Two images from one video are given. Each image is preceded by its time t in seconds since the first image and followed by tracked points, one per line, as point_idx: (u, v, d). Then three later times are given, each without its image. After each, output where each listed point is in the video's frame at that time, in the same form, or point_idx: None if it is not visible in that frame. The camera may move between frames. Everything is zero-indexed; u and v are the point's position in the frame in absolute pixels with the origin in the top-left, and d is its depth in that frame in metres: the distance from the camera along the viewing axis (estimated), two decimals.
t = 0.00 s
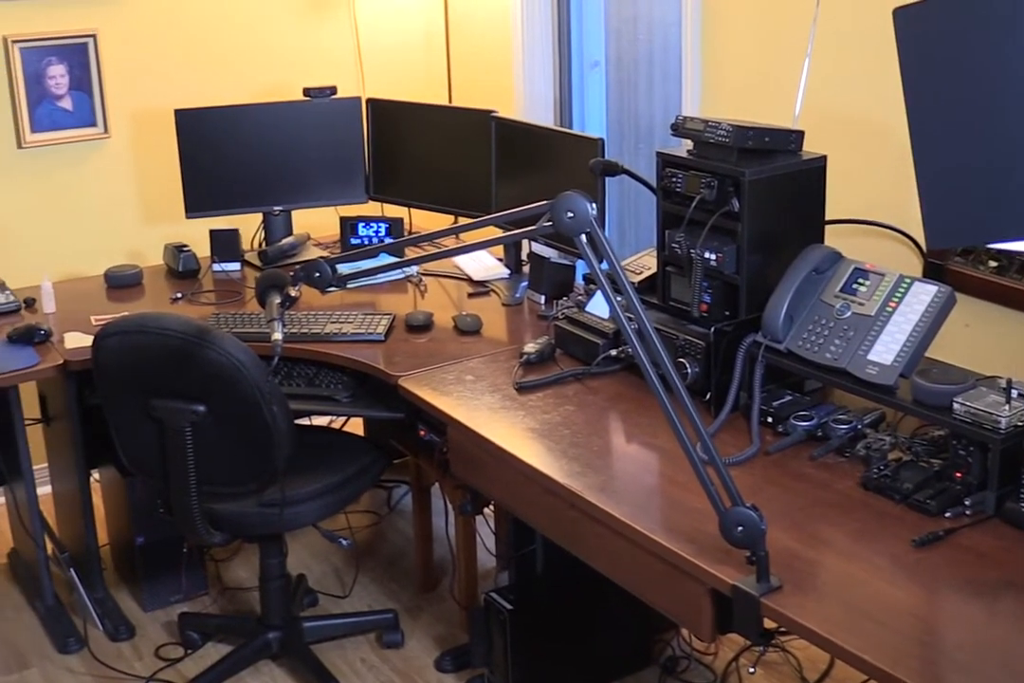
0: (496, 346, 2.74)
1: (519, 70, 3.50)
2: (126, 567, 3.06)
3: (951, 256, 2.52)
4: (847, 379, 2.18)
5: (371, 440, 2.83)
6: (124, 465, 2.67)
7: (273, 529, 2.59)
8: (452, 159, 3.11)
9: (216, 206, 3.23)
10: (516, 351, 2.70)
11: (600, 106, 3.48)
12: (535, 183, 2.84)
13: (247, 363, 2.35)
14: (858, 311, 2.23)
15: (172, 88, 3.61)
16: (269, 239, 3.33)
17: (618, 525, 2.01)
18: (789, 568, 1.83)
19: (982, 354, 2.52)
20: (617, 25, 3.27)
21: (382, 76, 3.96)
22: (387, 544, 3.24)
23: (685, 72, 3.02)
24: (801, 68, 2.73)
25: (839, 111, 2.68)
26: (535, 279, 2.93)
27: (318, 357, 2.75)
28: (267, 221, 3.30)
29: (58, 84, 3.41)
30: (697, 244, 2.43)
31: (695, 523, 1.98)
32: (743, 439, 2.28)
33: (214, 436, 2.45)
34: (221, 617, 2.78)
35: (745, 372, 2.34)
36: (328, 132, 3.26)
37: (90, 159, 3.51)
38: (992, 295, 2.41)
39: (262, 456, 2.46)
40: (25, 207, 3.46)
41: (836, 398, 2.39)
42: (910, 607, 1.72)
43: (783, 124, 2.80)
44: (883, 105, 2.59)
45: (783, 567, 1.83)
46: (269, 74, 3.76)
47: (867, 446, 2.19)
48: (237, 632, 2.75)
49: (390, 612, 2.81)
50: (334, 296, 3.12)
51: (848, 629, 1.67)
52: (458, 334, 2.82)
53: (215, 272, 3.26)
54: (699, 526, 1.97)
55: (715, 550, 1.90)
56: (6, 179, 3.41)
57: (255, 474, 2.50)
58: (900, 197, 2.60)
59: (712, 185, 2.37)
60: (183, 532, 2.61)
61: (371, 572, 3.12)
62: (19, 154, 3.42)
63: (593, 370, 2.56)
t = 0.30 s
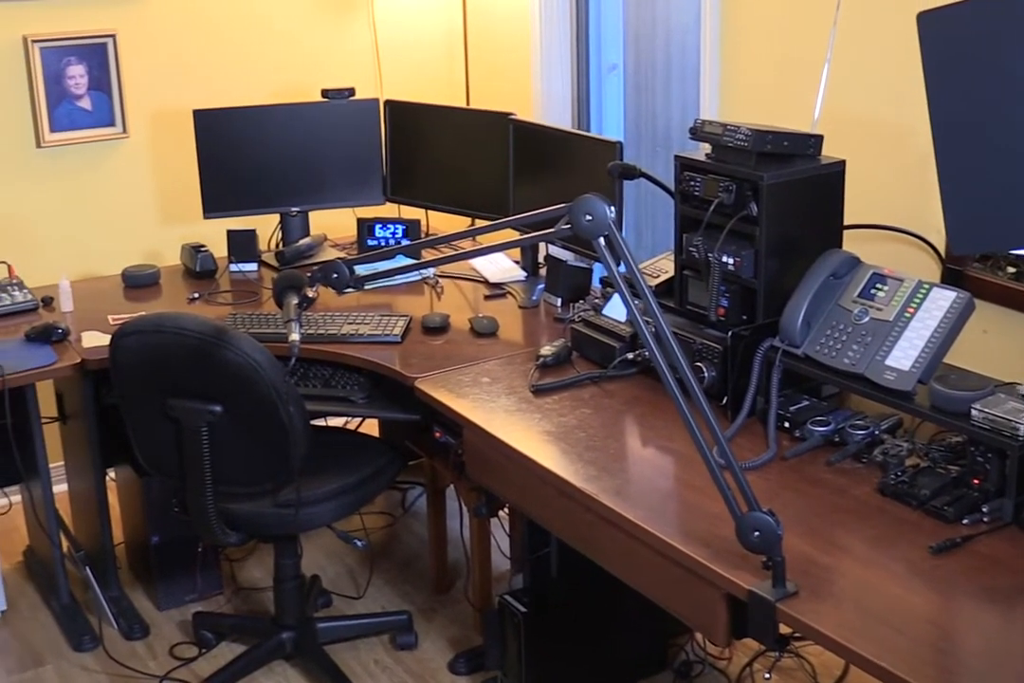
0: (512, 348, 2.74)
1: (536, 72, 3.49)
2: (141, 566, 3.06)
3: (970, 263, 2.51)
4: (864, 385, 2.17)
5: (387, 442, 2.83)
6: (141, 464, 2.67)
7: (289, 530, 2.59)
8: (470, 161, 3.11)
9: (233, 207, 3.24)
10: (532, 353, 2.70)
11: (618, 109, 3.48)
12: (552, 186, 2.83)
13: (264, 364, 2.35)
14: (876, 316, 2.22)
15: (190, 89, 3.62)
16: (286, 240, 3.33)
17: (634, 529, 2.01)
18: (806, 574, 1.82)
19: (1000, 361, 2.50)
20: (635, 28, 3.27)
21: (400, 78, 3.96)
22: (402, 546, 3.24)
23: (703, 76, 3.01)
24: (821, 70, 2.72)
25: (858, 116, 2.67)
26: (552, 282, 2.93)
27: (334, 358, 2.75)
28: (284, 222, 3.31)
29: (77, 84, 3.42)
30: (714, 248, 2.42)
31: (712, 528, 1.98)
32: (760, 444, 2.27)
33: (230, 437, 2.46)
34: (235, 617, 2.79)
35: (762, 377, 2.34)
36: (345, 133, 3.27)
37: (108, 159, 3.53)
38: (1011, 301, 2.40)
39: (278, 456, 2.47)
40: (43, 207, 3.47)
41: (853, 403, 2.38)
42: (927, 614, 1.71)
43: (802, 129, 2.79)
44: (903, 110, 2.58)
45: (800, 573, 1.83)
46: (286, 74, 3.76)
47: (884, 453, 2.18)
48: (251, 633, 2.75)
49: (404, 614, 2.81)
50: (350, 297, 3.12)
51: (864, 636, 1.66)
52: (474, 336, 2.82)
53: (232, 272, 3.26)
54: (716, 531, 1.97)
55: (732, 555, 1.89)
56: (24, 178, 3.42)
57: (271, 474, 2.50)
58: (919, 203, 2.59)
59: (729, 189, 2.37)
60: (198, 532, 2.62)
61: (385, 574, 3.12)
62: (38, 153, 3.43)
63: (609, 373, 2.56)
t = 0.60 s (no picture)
0: (528, 351, 2.74)
1: (553, 75, 3.50)
2: (155, 565, 3.07)
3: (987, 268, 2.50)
4: (880, 390, 2.17)
5: (401, 442, 2.83)
6: (155, 463, 2.68)
7: (303, 530, 2.60)
8: (486, 163, 3.11)
9: (249, 207, 3.24)
10: (547, 356, 2.70)
11: (634, 112, 3.49)
12: (569, 188, 2.83)
13: (279, 364, 2.35)
14: (894, 321, 2.21)
15: (207, 89, 3.63)
16: (302, 241, 3.34)
17: (649, 532, 2.00)
18: (821, 579, 1.82)
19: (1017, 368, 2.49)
20: (652, 31, 3.27)
21: (416, 79, 3.97)
22: (415, 547, 3.24)
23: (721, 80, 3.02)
24: (840, 73, 2.71)
25: (877, 121, 2.67)
26: (568, 284, 2.93)
27: (350, 360, 2.75)
28: (300, 223, 3.31)
29: (95, 83, 3.43)
30: (731, 252, 2.42)
31: (727, 532, 1.97)
32: (775, 448, 2.26)
33: (245, 436, 2.46)
34: (248, 617, 2.79)
35: (778, 381, 2.33)
36: (361, 135, 3.27)
37: (124, 158, 3.53)
38: None
39: (293, 457, 2.47)
40: (59, 206, 3.48)
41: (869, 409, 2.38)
42: (943, 620, 1.70)
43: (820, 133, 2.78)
44: (921, 115, 2.57)
45: (815, 578, 1.82)
46: (303, 76, 3.77)
47: (901, 459, 2.17)
48: (264, 633, 2.75)
49: (417, 616, 2.80)
50: (366, 298, 3.13)
51: (879, 641, 1.65)
52: (490, 338, 2.81)
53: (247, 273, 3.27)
54: (732, 535, 1.96)
55: (747, 559, 1.89)
56: (41, 177, 3.43)
57: (285, 474, 2.51)
58: (937, 208, 2.58)
59: (747, 193, 2.37)
60: (212, 531, 2.62)
61: (398, 575, 3.12)
62: (55, 153, 3.44)
63: (625, 376, 2.55)
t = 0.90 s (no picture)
0: (543, 352, 2.74)
1: (570, 78, 3.50)
2: (169, 564, 3.08)
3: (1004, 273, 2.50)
4: (897, 394, 2.16)
5: (415, 443, 2.84)
6: (170, 462, 2.68)
7: (317, 530, 2.60)
8: (502, 165, 3.11)
9: (264, 207, 3.25)
10: (562, 358, 2.70)
11: (651, 116, 3.49)
12: (585, 190, 2.83)
13: (295, 364, 2.35)
14: (910, 325, 2.21)
15: (224, 90, 3.63)
16: (317, 242, 3.34)
17: (664, 534, 2.00)
18: (836, 583, 1.82)
19: None
20: (669, 35, 3.27)
21: (433, 81, 3.97)
22: (429, 548, 3.25)
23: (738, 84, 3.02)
24: (858, 77, 2.71)
25: (893, 125, 2.66)
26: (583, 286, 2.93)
27: (365, 360, 2.75)
28: (316, 224, 3.32)
29: (113, 83, 3.44)
30: (747, 255, 2.42)
31: (742, 535, 1.97)
32: (790, 452, 2.26)
33: (261, 436, 2.46)
34: (262, 616, 2.79)
35: (793, 385, 2.33)
36: (377, 136, 3.27)
37: (141, 158, 3.55)
38: None
39: (309, 456, 2.47)
40: (76, 205, 3.49)
41: (884, 412, 2.37)
42: (958, 625, 1.70)
43: (838, 136, 2.78)
44: (939, 119, 2.57)
45: (831, 582, 1.82)
46: (320, 77, 3.78)
47: (916, 463, 2.17)
48: (278, 632, 2.75)
49: (430, 616, 2.81)
50: (381, 298, 3.13)
51: (894, 645, 1.65)
52: (505, 339, 2.82)
53: (263, 273, 3.27)
54: (747, 538, 1.96)
55: (761, 562, 1.89)
56: (57, 176, 3.45)
57: (300, 474, 2.51)
58: (953, 213, 2.58)
59: (764, 196, 2.36)
60: (227, 530, 2.63)
61: (412, 576, 3.12)
62: (72, 152, 3.45)
63: (640, 379, 2.55)
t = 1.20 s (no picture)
0: (557, 354, 2.74)
1: (585, 80, 3.50)
2: (183, 563, 3.09)
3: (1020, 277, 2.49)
4: (912, 398, 2.16)
5: (429, 444, 2.84)
6: (185, 462, 2.69)
7: (332, 531, 2.60)
8: (517, 167, 3.12)
9: (280, 209, 3.26)
10: (577, 360, 2.70)
11: (666, 119, 3.48)
12: (600, 192, 2.84)
13: (311, 365, 2.36)
14: (926, 328, 2.20)
15: (240, 91, 3.65)
16: (332, 243, 3.35)
17: (679, 537, 2.00)
18: (851, 586, 1.82)
19: None
20: (685, 37, 3.27)
21: (448, 83, 3.98)
22: (442, 550, 3.25)
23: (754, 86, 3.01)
24: (874, 80, 2.71)
25: (910, 128, 2.66)
26: (597, 288, 2.93)
27: (380, 362, 2.76)
28: (331, 225, 3.33)
29: (129, 84, 3.45)
30: (762, 258, 2.42)
31: (756, 538, 1.97)
32: (805, 455, 2.26)
33: (276, 436, 2.47)
34: (275, 616, 2.80)
35: (808, 388, 2.33)
36: (393, 137, 3.28)
37: (156, 159, 3.56)
38: None
39: (324, 457, 2.48)
40: (92, 206, 3.51)
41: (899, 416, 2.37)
42: (973, 629, 1.69)
43: (854, 138, 2.77)
44: (956, 123, 2.56)
45: (845, 585, 1.82)
46: (335, 79, 3.79)
47: (931, 466, 2.16)
48: (291, 632, 2.76)
49: (444, 617, 2.81)
50: (396, 300, 3.14)
51: (908, 648, 1.65)
52: (519, 341, 2.82)
53: (278, 274, 3.28)
54: (761, 541, 1.96)
55: (776, 565, 1.89)
56: (73, 176, 3.46)
57: (315, 474, 2.52)
58: (970, 217, 2.57)
59: (779, 199, 2.36)
60: (242, 530, 2.63)
61: (425, 577, 3.12)
62: (88, 152, 3.46)
63: (655, 381, 2.55)
